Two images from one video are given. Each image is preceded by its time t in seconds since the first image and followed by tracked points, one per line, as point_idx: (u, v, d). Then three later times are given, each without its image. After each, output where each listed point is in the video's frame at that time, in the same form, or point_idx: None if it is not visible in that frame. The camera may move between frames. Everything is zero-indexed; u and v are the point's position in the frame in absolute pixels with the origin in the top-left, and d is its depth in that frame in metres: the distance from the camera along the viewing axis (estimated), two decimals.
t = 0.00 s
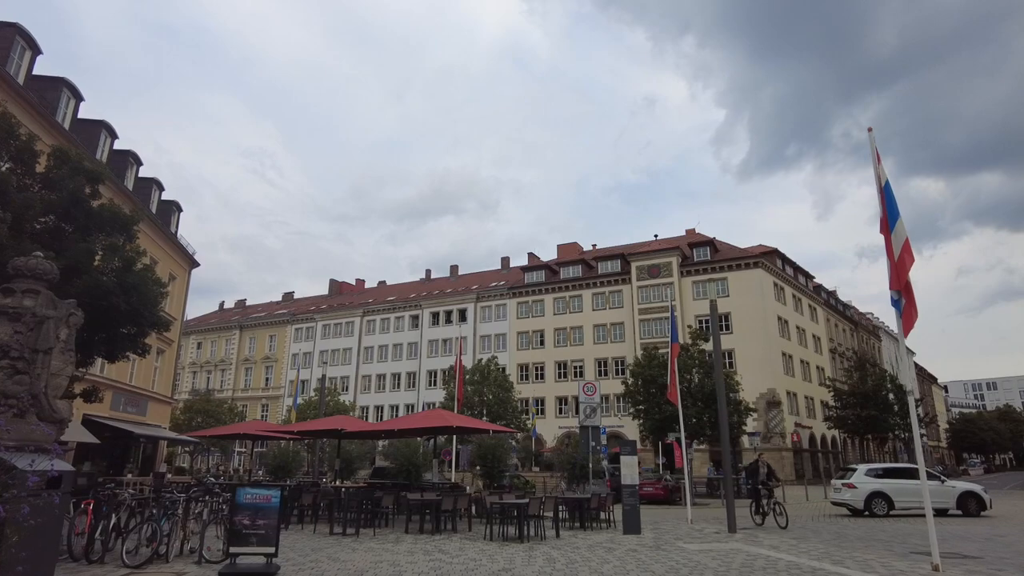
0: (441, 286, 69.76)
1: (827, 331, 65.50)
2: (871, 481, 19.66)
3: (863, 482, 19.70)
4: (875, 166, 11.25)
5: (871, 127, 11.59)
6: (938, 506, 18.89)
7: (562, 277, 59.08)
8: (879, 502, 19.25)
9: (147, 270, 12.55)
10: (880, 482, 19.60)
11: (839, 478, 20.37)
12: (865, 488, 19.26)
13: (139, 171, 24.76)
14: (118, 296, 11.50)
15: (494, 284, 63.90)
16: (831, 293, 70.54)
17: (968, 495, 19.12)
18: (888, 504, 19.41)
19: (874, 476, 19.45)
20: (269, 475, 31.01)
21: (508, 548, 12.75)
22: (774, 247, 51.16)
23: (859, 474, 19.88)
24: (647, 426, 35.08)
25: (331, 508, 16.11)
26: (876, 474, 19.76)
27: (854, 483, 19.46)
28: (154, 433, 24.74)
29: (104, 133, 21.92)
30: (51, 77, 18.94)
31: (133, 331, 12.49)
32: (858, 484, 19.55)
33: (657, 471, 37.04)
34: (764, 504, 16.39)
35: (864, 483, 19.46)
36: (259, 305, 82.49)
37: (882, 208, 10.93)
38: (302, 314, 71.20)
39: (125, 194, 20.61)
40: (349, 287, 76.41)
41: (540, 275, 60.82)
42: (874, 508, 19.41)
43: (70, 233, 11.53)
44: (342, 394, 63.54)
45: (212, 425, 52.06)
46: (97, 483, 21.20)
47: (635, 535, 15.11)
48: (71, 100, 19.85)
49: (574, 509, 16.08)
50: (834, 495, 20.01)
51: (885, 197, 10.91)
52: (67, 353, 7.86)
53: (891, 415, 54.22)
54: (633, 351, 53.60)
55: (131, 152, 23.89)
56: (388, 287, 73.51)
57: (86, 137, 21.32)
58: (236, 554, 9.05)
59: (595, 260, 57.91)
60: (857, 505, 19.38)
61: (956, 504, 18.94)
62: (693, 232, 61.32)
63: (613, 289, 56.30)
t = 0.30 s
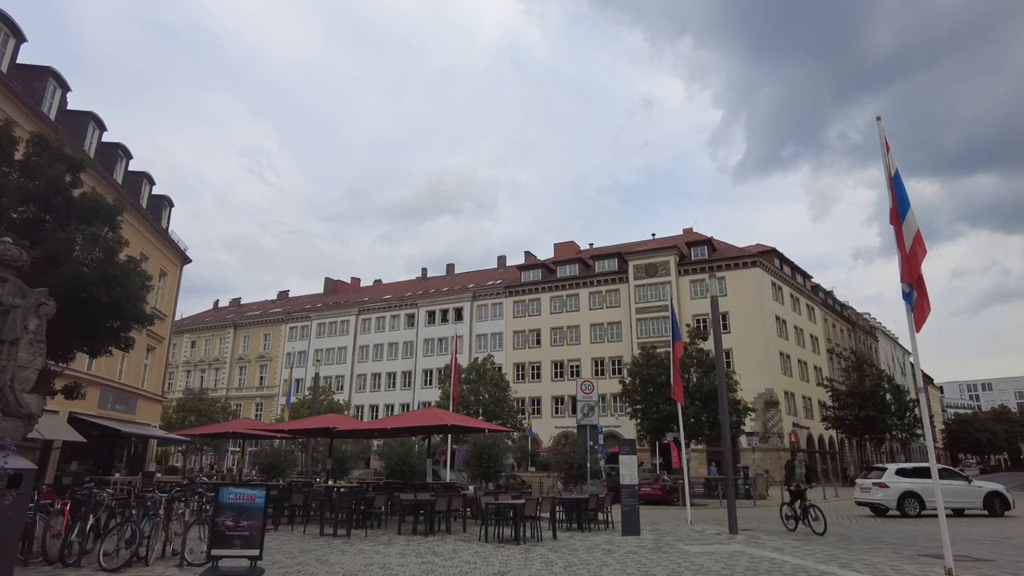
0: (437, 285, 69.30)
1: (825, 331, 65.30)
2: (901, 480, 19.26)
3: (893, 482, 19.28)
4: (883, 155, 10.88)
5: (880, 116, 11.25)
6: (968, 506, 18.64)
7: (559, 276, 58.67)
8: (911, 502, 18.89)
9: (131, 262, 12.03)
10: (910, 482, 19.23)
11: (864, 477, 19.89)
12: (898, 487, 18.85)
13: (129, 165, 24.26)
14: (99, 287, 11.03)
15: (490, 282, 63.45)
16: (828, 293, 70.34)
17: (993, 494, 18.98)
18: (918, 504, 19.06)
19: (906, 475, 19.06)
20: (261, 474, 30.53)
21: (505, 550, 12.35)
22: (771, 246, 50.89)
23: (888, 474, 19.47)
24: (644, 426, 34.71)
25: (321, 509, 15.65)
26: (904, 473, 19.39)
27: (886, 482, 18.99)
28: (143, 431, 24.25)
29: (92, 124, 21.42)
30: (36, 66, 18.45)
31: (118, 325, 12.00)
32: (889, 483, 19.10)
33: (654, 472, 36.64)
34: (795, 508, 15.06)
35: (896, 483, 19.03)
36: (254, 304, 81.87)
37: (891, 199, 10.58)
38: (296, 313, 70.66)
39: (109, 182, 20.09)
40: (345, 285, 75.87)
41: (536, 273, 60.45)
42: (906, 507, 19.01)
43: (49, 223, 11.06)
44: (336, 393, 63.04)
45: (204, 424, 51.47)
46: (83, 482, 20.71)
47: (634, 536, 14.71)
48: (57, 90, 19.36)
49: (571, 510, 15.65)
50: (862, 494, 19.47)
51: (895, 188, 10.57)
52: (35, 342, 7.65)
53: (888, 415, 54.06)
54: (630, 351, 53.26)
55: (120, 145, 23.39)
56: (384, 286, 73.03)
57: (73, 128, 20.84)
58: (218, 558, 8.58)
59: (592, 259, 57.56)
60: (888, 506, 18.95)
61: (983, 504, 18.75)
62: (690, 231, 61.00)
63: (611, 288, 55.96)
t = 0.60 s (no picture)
0: (433, 284, 68.84)
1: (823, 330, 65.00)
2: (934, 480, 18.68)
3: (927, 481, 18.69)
4: (895, 141, 10.48)
5: (891, 102, 10.86)
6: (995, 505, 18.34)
7: (557, 275, 58.23)
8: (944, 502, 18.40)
9: (114, 254, 11.55)
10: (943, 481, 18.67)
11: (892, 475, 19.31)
12: (934, 487, 18.27)
13: (119, 159, 23.78)
14: (78, 279, 10.56)
15: (488, 281, 63.02)
16: (826, 292, 70.03)
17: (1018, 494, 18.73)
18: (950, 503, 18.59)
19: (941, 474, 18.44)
20: (254, 474, 30.05)
21: (502, 553, 11.91)
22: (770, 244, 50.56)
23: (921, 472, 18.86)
24: (643, 425, 34.27)
25: (313, 510, 15.19)
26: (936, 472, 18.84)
27: (921, 482, 18.39)
28: (133, 431, 23.78)
29: (80, 117, 20.95)
30: (21, 56, 17.99)
31: (101, 319, 11.52)
32: (924, 483, 18.50)
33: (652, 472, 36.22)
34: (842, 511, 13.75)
35: (931, 482, 18.45)
36: (250, 304, 81.31)
37: (904, 187, 10.19)
38: (292, 313, 70.13)
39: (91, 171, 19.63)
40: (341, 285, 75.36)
41: (534, 272, 60.02)
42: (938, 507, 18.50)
43: (27, 214, 10.60)
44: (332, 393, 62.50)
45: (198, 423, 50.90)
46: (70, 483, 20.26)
47: (635, 538, 14.29)
48: (42, 81, 18.90)
49: (569, 511, 15.23)
50: (893, 493, 18.85)
51: (908, 175, 10.16)
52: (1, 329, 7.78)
53: (888, 415, 53.77)
54: (628, 350, 52.87)
55: (110, 138, 22.90)
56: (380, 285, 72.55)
57: (61, 120, 20.39)
58: (199, 562, 8.14)
59: (590, 257, 57.18)
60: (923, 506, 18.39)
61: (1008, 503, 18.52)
62: (688, 230, 60.64)
63: (609, 287, 55.56)
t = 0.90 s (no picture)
0: (433, 282, 68.41)
1: (826, 328, 64.57)
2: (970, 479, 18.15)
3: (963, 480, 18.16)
4: (913, 126, 10.10)
5: (908, 85, 10.46)
6: None
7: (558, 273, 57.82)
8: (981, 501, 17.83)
9: (101, 244, 11.13)
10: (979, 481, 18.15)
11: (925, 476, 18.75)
12: (970, 484, 17.78)
13: (113, 153, 23.36)
14: (63, 269, 10.18)
15: (488, 279, 62.57)
16: (829, 290, 69.61)
17: None
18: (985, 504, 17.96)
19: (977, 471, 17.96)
20: (251, 472, 29.66)
21: (505, 553, 11.52)
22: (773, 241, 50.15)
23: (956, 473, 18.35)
24: (646, 423, 33.83)
25: (309, 509, 14.78)
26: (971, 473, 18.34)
27: (958, 479, 17.92)
28: (128, 429, 23.39)
29: (72, 108, 20.52)
30: (11, 45, 17.58)
31: (88, 311, 11.16)
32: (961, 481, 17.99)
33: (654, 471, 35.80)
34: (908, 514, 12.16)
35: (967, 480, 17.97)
36: (249, 302, 80.89)
37: (922, 173, 9.81)
38: (291, 311, 69.75)
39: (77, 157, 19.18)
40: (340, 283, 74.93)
41: (534, 270, 59.60)
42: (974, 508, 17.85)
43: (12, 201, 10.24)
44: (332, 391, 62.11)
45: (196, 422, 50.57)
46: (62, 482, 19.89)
47: (640, 538, 13.90)
48: (32, 70, 18.47)
49: (572, 510, 14.86)
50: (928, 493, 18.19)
51: (926, 162, 9.78)
52: None
53: (891, 413, 53.38)
54: (630, 348, 52.47)
55: (103, 131, 22.48)
56: (380, 283, 72.13)
57: (52, 112, 19.97)
58: (187, 564, 7.74)
59: (591, 255, 56.75)
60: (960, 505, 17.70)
61: None
62: (690, 227, 60.18)
63: (610, 285, 55.14)
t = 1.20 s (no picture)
0: (434, 281, 67.99)
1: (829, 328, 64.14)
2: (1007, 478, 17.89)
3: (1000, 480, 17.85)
4: (934, 113, 9.69)
5: (928, 71, 10.04)
6: None
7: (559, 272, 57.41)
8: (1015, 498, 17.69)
9: (87, 236, 10.72)
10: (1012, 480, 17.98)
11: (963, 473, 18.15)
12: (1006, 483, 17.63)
13: (108, 147, 22.95)
14: (47, 261, 9.76)
15: (489, 278, 62.13)
16: (831, 289, 69.20)
17: None
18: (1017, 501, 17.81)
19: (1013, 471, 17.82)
20: (249, 473, 29.25)
21: (507, 557, 11.13)
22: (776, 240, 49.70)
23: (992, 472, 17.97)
24: (649, 423, 33.41)
25: (303, 512, 14.33)
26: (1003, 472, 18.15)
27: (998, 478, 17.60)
28: (123, 427, 22.97)
29: (65, 100, 20.08)
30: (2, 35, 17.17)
31: (76, 306, 10.78)
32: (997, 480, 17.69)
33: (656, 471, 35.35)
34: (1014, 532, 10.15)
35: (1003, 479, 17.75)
36: (249, 300, 80.46)
37: (945, 161, 9.38)
38: (291, 310, 69.35)
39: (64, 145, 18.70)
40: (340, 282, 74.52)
41: (535, 269, 59.14)
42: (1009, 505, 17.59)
43: None
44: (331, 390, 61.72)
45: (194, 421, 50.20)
46: (54, 482, 19.47)
47: (646, 541, 13.49)
48: (23, 61, 18.05)
49: (576, 513, 14.45)
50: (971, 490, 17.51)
51: (948, 149, 9.36)
52: None
53: (895, 413, 52.97)
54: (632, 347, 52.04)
55: (97, 124, 22.05)
56: (380, 282, 71.73)
57: (44, 104, 19.53)
58: (173, 570, 7.34)
59: (592, 254, 56.35)
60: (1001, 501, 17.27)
61: None
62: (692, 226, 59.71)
63: (612, 284, 54.72)
